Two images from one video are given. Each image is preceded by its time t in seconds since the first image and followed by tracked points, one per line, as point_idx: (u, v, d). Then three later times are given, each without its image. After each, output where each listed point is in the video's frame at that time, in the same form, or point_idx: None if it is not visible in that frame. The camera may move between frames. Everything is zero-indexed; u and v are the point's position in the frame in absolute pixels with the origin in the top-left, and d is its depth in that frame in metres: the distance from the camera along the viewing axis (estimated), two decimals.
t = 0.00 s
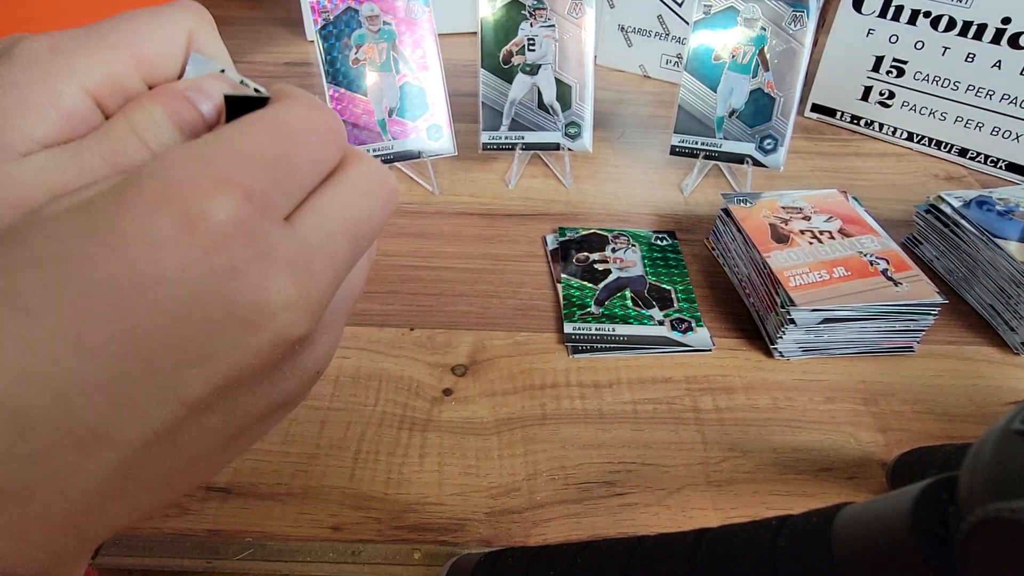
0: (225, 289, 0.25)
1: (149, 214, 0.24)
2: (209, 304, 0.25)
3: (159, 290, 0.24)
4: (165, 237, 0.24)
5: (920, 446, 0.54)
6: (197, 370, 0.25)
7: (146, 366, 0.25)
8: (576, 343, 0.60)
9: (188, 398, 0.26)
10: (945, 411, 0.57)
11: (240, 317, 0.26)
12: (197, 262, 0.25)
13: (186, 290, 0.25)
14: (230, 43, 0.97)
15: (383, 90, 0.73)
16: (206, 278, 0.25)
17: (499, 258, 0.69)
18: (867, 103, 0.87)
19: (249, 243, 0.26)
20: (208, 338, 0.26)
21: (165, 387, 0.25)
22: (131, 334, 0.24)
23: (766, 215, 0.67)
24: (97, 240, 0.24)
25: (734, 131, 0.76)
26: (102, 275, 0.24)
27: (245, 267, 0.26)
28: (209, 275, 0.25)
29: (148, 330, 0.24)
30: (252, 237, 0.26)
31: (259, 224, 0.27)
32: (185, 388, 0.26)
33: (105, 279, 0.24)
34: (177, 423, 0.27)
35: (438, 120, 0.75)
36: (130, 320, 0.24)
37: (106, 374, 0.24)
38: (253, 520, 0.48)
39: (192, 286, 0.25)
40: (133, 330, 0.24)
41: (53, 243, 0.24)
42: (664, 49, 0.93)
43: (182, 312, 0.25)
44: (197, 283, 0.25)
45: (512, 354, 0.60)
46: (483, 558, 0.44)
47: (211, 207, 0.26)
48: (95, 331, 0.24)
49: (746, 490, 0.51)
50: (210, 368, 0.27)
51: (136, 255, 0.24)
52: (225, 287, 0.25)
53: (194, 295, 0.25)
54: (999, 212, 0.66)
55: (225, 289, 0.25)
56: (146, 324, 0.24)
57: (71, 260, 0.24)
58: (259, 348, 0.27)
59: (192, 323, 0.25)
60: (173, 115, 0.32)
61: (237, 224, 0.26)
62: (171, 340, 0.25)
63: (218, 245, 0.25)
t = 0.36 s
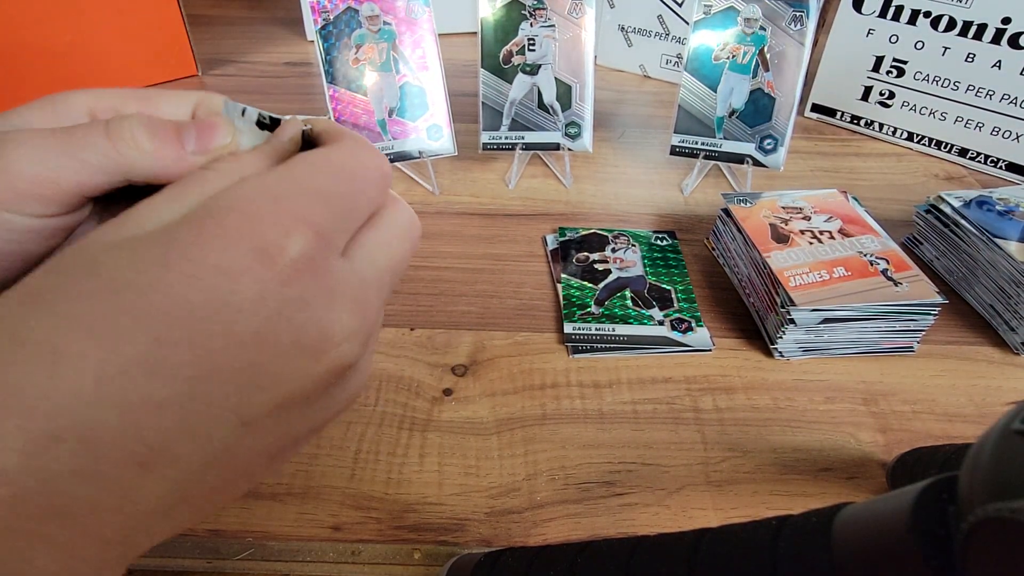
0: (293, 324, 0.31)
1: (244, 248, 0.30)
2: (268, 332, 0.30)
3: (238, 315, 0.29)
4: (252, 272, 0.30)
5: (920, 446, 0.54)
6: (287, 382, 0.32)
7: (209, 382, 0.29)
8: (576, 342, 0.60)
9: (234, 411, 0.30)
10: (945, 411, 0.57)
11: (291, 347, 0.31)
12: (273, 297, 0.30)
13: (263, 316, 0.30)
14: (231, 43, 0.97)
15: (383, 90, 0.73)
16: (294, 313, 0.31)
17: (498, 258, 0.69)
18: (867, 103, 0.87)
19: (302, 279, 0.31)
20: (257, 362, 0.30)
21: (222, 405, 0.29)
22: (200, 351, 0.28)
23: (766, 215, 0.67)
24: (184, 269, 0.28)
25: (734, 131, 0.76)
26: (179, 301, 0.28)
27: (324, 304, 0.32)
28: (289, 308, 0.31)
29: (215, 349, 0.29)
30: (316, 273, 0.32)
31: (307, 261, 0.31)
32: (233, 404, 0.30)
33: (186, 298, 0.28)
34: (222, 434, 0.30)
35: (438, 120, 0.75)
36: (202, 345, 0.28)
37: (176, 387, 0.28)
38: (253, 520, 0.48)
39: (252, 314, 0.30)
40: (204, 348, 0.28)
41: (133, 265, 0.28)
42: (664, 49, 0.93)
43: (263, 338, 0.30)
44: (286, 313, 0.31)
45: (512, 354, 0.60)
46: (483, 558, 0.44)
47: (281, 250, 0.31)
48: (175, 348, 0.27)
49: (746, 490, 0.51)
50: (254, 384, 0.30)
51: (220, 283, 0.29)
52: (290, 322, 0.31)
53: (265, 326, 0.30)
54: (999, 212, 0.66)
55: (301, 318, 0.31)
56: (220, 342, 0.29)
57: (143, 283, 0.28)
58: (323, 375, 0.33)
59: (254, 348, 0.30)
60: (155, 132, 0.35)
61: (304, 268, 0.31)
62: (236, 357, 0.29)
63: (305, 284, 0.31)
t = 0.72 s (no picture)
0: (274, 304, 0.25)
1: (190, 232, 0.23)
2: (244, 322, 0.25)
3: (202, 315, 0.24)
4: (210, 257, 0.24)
5: (919, 445, 0.54)
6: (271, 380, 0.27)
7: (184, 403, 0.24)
8: (576, 342, 0.60)
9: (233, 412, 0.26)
10: (945, 411, 0.57)
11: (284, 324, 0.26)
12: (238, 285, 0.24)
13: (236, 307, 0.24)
14: (231, 43, 0.97)
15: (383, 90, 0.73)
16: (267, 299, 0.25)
17: (498, 258, 0.69)
18: (867, 103, 0.87)
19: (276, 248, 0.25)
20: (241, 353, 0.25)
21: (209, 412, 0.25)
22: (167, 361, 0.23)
23: (765, 215, 0.67)
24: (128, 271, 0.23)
25: (734, 131, 0.76)
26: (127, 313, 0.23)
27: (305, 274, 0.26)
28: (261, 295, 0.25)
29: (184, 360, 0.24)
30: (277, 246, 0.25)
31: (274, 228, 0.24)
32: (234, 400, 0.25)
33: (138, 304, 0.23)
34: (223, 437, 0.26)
35: (438, 120, 0.76)
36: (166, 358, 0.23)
37: (149, 410, 0.23)
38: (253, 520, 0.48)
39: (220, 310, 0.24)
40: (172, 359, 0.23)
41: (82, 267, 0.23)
42: (664, 49, 0.93)
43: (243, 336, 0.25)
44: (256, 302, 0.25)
45: (512, 354, 0.60)
46: (483, 558, 0.44)
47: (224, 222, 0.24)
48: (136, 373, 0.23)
49: (746, 490, 0.51)
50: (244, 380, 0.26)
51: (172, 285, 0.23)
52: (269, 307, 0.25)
53: (238, 320, 0.24)
54: (999, 212, 0.66)
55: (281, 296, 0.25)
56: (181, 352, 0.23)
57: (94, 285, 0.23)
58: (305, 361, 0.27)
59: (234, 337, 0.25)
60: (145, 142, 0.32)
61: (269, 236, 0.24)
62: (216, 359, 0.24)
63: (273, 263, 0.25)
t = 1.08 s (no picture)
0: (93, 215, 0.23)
1: None
2: (76, 236, 0.23)
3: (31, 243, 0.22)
4: None
5: (919, 445, 0.54)
6: (132, 308, 0.24)
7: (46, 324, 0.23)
8: (576, 343, 0.60)
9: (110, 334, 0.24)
10: (945, 411, 0.57)
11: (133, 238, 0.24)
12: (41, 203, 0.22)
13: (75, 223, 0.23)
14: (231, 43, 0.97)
15: (383, 90, 0.73)
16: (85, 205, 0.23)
17: (499, 258, 0.69)
18: (867, 103, 0.87)
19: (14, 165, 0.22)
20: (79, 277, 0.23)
21: (94, 337, 0.24)
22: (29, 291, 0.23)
23: (765, 215, 0.67)
24: None
25: (734, 131, 0.76)
26: None
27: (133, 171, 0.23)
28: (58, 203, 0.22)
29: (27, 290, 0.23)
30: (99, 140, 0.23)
31: (120, 106, 0.23)
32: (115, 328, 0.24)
33: None
34: (122, 361, 0.25)
35: (438, 120, 0.76)
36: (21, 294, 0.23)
37: (51, 311, 0.23)
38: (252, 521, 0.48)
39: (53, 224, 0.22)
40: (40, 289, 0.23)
41: None
42: (664, 49, 0.93)
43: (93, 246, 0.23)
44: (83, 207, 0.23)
45: (512, 354, 0.60)
46: (483, 557, 0.44)
47: None
48: (38, 286, 0.23)
49: (746, 490, 0.51)
50: (140, 275, 0.24)
51: None
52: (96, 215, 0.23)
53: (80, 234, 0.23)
54: (999, 212, 0.66)
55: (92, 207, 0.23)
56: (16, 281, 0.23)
57: None
58: (190, 276, 0.25)
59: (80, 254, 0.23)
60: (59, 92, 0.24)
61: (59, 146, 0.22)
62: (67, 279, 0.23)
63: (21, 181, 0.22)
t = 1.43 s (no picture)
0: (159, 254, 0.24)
1: None
2: (140, 272, 0.24)
3: (94, 273, 0.23)
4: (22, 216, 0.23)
5: (919, 445, 0.54)
6: (189, 337, 0.26)
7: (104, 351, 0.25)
8: (576, 342, 0.60)
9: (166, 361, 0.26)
10: (945, 411, 0.57)
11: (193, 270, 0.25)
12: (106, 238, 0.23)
13: (139, 262, 0.23)
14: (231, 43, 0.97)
15: (383, 90, 0.73)
16: (153, 247, 0.23)
17: (498, 258, 0.69)
18: (867, 103, 0.87)
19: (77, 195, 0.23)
20: (138, 310, 0.24)
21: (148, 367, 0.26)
22: (88, 321, 0.24)
23: (765, 215, 0.67)
24: None
25: (734, 131, 0.76)
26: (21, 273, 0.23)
27: (193, 207, 0.23)
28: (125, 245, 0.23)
29: (85, 320, 0.24)
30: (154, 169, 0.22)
31: (173, 136, 0.22)
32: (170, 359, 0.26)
33: (35, 255, 0.23)
34: (174, 384, 0.27)
35: (438, 120, 0.76)
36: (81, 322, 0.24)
37: (107, 334, 0.25)
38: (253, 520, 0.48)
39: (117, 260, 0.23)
40: (99, 317, 0.24)
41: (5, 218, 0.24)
42: (664, 49, 0.93)
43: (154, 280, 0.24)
44: (149, 246, 0.23)
45: (512, 354, 0.60)
46: (483, 557, 0.44)
47: None
48: (97, 314, 0.24)
49: (746, 490, 0.51)
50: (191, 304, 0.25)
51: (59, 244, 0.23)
52: (161, 253, 0.24)
53: (144, 269, 0.24)
54: (999, 212, 0.66)
55: (161, 247, 0.23)
56: (80, 310, 0.24)
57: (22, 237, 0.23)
58: (243, 299, 0.27)
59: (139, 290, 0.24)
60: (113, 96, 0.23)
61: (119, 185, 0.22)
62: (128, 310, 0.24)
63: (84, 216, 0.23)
